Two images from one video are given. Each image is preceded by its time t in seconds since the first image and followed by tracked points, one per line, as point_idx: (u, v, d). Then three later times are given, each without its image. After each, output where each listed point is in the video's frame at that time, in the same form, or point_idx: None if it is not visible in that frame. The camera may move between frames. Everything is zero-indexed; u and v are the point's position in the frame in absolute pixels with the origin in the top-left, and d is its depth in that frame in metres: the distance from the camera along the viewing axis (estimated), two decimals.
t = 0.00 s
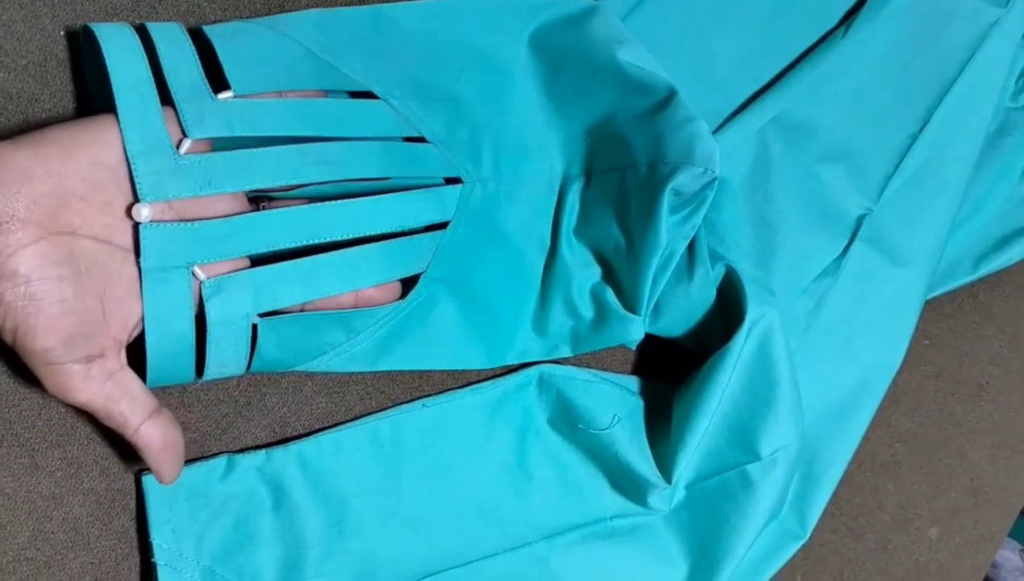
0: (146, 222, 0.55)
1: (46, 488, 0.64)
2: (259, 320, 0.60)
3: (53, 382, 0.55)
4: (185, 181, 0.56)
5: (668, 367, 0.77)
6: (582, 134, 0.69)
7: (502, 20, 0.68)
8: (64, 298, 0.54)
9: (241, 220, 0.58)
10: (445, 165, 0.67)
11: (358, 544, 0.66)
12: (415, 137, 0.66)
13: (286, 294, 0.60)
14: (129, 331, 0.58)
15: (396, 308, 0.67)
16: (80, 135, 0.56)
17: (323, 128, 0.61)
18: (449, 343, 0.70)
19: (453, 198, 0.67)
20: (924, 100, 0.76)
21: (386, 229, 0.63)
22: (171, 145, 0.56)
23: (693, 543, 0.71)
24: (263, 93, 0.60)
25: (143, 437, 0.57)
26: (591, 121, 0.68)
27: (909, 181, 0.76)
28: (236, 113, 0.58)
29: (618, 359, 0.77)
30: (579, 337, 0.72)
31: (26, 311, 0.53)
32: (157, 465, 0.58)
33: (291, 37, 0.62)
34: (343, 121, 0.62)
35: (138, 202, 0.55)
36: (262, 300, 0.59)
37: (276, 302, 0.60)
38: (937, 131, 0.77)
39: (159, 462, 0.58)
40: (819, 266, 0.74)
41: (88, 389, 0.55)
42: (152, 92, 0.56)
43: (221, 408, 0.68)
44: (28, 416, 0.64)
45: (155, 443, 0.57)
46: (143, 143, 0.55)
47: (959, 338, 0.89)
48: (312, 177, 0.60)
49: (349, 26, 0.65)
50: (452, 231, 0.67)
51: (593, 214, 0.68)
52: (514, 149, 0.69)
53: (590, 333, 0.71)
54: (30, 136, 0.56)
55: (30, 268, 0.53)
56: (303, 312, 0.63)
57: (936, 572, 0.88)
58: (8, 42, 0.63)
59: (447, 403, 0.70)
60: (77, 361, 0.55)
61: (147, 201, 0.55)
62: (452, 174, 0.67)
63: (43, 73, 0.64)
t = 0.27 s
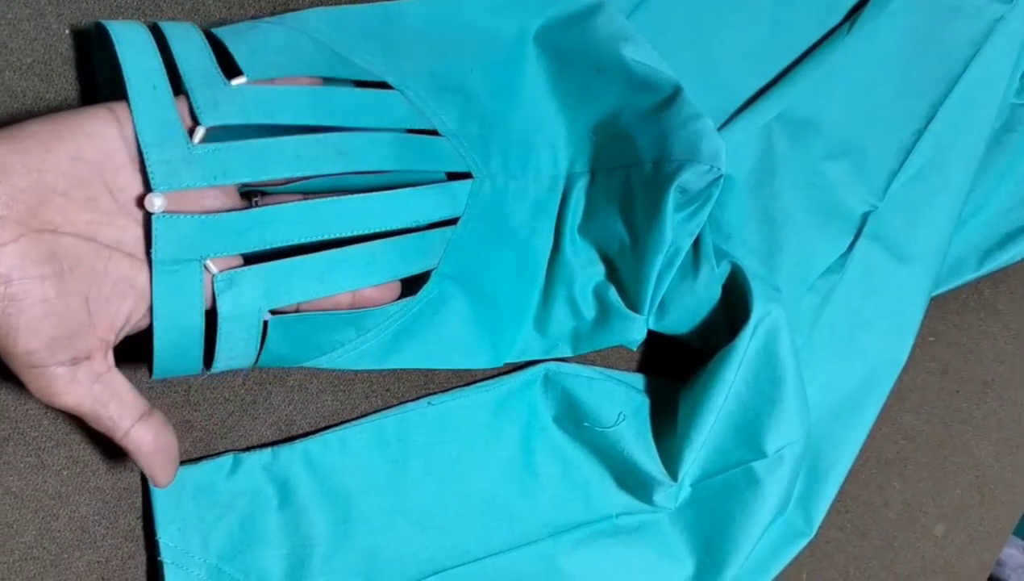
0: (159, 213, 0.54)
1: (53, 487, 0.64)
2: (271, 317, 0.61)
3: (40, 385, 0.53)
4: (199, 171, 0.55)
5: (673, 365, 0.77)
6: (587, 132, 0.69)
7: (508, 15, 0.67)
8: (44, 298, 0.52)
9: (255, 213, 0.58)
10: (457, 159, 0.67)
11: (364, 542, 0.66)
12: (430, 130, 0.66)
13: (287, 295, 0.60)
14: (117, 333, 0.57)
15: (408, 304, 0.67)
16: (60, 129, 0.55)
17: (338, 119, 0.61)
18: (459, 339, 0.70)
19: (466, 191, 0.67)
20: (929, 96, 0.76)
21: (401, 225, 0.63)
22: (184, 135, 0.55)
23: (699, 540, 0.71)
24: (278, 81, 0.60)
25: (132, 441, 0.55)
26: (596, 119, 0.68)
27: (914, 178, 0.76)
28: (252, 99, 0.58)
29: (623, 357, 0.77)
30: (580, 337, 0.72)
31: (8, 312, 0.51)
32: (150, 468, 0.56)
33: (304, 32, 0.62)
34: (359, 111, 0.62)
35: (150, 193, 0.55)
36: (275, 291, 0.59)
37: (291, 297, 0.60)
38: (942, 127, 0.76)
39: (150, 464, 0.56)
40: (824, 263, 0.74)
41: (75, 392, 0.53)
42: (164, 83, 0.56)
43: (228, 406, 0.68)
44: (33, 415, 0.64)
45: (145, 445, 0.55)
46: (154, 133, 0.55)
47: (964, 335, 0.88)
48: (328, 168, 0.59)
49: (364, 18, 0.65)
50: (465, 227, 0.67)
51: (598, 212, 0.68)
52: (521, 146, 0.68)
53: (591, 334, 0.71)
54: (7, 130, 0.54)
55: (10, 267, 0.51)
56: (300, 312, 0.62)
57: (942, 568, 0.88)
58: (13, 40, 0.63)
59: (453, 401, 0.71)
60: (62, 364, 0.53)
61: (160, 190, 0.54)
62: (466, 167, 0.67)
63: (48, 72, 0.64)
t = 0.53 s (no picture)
0: (161, 205, 0.55)
1: (58, 485, 0.64)
2: (274, 316, 0.61)
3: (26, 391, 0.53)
4: (203, 163, 0.56)
5: (680, 362, 0.77)
6: (590, 130, 0.68)
7: (513, 13, 0.67)
8: (29, 301, 0.52)
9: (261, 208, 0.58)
10: (462, 154, 0.67)
11: (369, 541, 0.66)
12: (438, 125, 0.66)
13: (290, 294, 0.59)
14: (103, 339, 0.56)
15: (412, 301, 0.67)
16: (45, 127, 0.55)
17: (345, 110, 0.61)
18: (460, 337, 0.70)
19: (469, 187, 0.67)
20: (935, 94, 0.76)
21: (407, 222, 0.63)
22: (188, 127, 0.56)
23: (703, 539, 0.71)
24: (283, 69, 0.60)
25: (123, 445, 0.54)
26: (598, 117, 0.68)
27: (919, 176, 0.76)
28: (258, 91, 0.58)
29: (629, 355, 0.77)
30: (574, 337, 0.72)
31: None
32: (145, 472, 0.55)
33: (309, 27, 0.62)
34: (365, 102, 0.62)
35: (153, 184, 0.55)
36: (278, 286, 0.59)
37: (294, 295, 0.60)
38: (947, 126, 0.76)
39: (144, 468, 0.55)
40: (830, 261, 0.73)
41: (61, 396, 0.53)
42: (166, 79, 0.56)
43: (233, 405, 0.68)
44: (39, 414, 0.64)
45: (137, 450, 0.55)
46: (155, 125, 0.55)
47: (969, 334, 0.88)
48: (336, 160, 0.59)
49: (370, 14, 0.65)
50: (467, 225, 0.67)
51: (600, 211, 0.68)
52: (523, 144, 0.68)
53: (585, 335, 0.71)
54: None
55: None
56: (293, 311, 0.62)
57: (946, 567, 0.88)
58: (19, 38, 0.63)
59: (458, 400, 0.70)
60: (48, 368, 0.52)
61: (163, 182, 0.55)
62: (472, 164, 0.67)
63: (54, 70, 0.64)
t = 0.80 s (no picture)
0: (152, 207, 0.54)
1: (69, 480, 0.65)
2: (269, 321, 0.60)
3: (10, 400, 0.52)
4: (194, 164, 0.55)
5: (687, 359, 0.77)
6: (585, 130, 0.68)
7: (522, 9, 0.67)
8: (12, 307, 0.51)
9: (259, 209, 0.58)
10: (460, 153, 0.67)
11: (378, 536, 0.66)
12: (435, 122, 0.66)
13: (297, 290, 0.59)
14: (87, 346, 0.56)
15: (407, 306, 0.67)
16: (26, 131, 0.54)
17: (342, 107, 0.61)
18: (454, 338, 0.70)
19: (466, 188, 0.67)
20: (941, 91, 0.76)
21: (404, 226, 0.63)
22: (178, 127, 0.55)
23: (710, 537, 0.71)
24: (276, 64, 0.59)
25: (110, 454, 0.53)
26: (594, 117, 0.68)
27: (925, 173, 0.76)
28: (250, 90, 0.57)
29: (636, 352, 0.77)
30: (564, 338, 0.72)
31: None
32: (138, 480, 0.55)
33: (302, 24, 0.62)
34: (362, 100, 0.62)
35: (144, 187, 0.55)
36: (273, 296, 0.59)
37: (290, 300, 0.59)
38: (953, 123, 0.76)
39: (135, 476, 0.55)
40: (837, 258, 0.74)
41: (44, 405, 0.52)
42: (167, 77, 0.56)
43: (243, 401, 0.68)
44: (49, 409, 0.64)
45: (125, 458, 0.54)
46: (146, 126, 0.54)
47: (974, 331, 0.88)
48: (332, 161, 0.60)
49: (366, 8, 0.65)
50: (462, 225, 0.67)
51: (595, 211, 0.68)
52: (519, 143, 0.68)
53: (576, 335, 0.71)
54: None
55: None
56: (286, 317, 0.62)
57: (951, 564, 0.88)
58: (31, 35, 0.64)
59: (467, 396, 0.71)
60: (31, 377, 0.51)
61: (152, 184, 0.54)
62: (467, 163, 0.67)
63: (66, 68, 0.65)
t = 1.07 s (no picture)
0: (148, 210, 0.54)
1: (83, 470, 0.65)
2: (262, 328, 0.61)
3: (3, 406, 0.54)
4: (188, 163, 0.55)
5: (698, 353, 0.78)
6: (567, 128, 0.69)
7: (531, 5, 0.68)
8: None
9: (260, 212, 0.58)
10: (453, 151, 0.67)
11: (388, 529, 0.67)
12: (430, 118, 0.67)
13: (304, 287, 0.60)
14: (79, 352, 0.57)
15: (398, 309, 0.68)
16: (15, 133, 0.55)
17: (341, 102, 0.61)
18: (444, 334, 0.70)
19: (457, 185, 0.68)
20: (945, 88, 0.76)
21: (405, 229, 0.64)
22: (172, 126, 0.55)
23: (717, 530, 0.72)
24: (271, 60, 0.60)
25: (102, 462, 0.55)
26: (577, 115, 0.68)
27: (930, 169, 0.76)
28: (246, 86, 0.57)
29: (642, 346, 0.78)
30: (541, 337, 0.72)
31: None
32: (127, 489, 0.56)
33: (295, 17, 0.62)
34: (359, 96, 0.62)
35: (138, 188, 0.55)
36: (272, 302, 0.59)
37: (286, 305, 0.60)
38: (958, 119, 0.77)
39: (124, 484, 0.56)
40: (843, 253, 0.74)
41: (35, 411, 0.54)
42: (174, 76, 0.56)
43: (254, 394, 0.69)
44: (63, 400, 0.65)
45: (116, 466, 0.55)
46: (139, 126, 0.54)
47: (978, 327, 0.89)
48: (331, 161, 0.60)
49: (355, 1, 0.64)
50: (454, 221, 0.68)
51: (574, 210, 0.69)
52: (507, 141, 0.69)
53: (551, 335, 0.72)
54: None
55: None
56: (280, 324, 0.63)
57: (956, 559, 0.88)
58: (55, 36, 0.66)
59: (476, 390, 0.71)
60: (21, 385, 0.53)
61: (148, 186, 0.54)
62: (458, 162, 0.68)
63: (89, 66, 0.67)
